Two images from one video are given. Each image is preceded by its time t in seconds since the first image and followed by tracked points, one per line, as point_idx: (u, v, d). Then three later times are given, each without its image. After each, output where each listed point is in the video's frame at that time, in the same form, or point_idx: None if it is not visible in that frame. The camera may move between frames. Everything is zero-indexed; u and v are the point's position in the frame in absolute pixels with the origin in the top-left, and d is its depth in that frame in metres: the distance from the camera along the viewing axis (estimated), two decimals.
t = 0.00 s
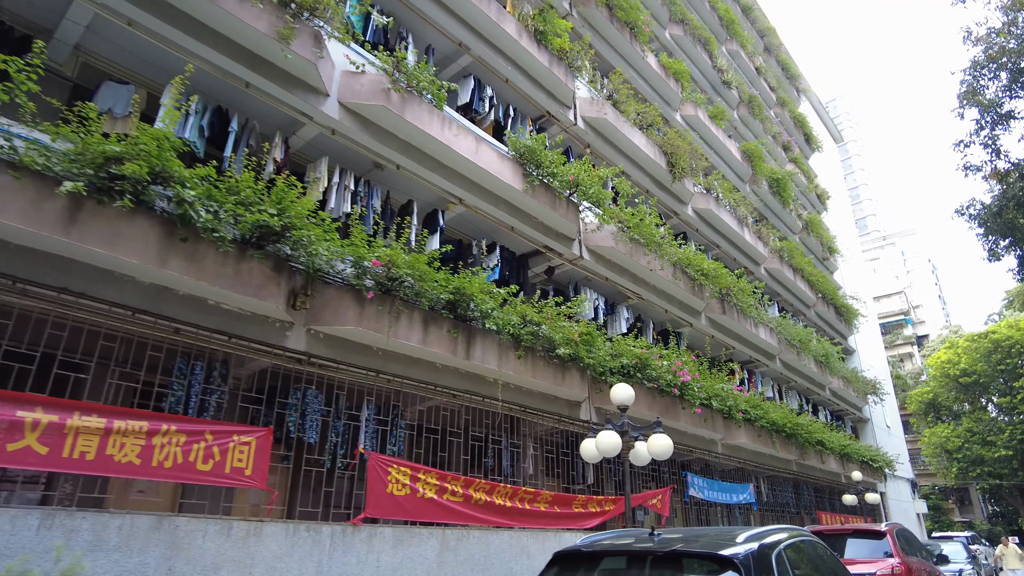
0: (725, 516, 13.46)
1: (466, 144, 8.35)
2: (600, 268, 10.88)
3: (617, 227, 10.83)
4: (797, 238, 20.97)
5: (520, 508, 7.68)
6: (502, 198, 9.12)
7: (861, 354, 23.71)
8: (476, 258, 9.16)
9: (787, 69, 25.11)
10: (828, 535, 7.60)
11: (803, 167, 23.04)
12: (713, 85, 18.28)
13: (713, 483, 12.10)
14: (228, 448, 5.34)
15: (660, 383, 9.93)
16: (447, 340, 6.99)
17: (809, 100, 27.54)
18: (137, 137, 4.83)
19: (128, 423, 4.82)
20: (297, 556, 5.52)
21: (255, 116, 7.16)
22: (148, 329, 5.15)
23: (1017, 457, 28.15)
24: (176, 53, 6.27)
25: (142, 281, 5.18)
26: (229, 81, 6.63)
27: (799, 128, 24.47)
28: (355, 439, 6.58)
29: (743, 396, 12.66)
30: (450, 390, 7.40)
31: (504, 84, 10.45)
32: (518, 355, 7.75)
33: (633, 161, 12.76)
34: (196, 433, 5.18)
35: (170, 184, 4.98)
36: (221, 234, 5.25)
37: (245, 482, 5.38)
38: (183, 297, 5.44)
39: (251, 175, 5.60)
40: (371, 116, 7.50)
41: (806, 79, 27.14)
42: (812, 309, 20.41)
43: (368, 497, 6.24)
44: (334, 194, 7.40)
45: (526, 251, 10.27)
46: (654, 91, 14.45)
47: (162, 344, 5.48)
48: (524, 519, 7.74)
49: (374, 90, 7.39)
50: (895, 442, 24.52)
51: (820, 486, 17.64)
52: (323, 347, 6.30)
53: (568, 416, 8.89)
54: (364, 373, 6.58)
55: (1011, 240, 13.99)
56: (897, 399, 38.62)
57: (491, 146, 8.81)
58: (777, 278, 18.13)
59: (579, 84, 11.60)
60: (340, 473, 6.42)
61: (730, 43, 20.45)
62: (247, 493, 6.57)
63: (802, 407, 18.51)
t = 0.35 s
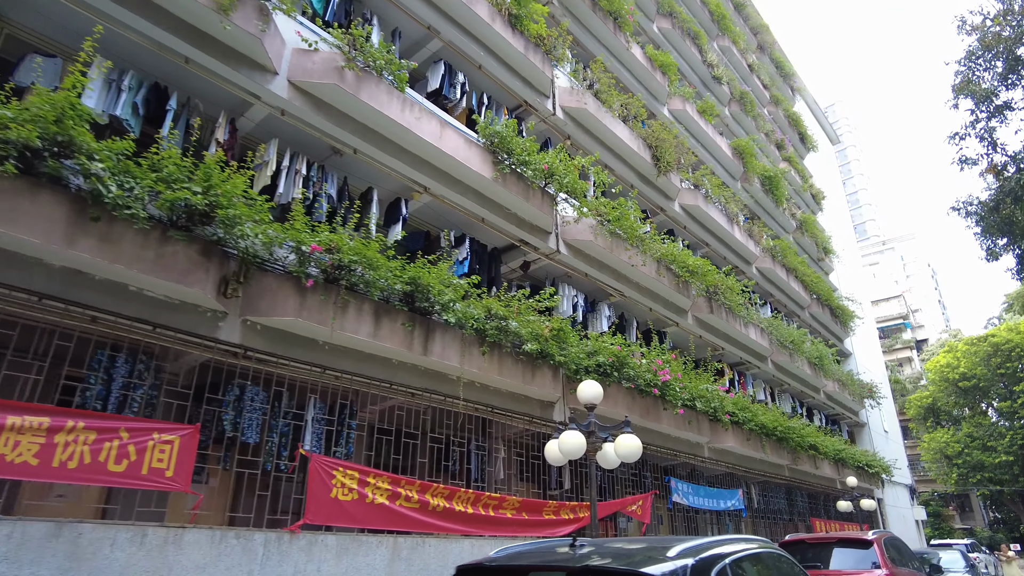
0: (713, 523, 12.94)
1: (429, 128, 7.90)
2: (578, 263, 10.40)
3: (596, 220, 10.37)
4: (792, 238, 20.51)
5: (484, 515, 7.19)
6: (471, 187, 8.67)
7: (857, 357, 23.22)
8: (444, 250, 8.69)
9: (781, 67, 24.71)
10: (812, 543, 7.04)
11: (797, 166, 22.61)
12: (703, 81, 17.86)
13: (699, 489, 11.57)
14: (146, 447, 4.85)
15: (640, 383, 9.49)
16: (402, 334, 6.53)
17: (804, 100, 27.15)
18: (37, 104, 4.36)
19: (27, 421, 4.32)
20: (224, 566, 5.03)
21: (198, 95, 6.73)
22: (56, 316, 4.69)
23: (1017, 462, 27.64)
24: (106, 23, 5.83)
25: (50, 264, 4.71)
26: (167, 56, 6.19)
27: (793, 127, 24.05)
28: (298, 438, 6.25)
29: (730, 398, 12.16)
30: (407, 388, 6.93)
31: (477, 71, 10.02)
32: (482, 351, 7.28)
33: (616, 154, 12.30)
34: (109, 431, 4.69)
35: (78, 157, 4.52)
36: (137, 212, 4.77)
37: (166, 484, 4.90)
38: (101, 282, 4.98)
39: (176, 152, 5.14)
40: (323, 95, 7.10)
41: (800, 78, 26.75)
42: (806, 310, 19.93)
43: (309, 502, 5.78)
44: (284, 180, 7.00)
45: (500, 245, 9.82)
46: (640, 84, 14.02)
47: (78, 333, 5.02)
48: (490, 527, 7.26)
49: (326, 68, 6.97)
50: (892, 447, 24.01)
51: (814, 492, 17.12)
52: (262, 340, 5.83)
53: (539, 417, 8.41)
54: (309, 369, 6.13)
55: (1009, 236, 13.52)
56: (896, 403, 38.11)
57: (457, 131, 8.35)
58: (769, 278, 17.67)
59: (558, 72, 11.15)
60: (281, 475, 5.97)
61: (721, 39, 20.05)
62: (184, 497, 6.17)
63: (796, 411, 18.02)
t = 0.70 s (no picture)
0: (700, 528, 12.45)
1: (387, 108, 7.51)
2: (555, 255, 9.96)
3: (573, 210, 9.94)
4: (785, 235, 20.08)
5: (443, 519, 6.72)
6: (437, 173, 8.24)
7: (853, 357, 22.75)
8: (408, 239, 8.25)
9: (775, 64, 24.34)
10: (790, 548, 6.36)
11: (791, 162, 22.21)
12: (692, 74, 17.47)
13: (683, 492, 11.08)
14: (48, 443, 4.37)
15: (617, 380, 9.05)
16: (349, 325, 6.11)
17: (799, 97, 26.76)
18: None
19: None
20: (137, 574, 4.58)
21: (134, 70, 6.33)
22: None
23: (1018, 465, 27.14)
24: None
25: None
26: (95, 25, 5.78)
27: (787, 124, 23.65)
28: (237, 436, 5.82)
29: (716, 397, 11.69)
30: (358, 383, 6.50)
31: (447, 54, 9.61)
32: (441, 344, 6.83)
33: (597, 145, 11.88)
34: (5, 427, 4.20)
35: None
36: (37, 184, 4.34)
37: (72, 483, 4.44)
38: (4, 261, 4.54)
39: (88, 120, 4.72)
40: (269, 72, 6.73)
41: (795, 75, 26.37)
42: (800, 309, 19.48)
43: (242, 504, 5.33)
44: (228, 161, 6.61)
45: (471, 236, 9.39)
46: (625, 74, 13.63)
47: None
48: (450, 532, 6.81)
49: (272, 42, 6.57)
50: (890, 450, 23.52)
51: (808, 496, 16.63)
52: (191, 327, 5.42)
53: (507, 414, 7.95)
54: (246, 359, 5.72)
55: (1006, 229, 13.06)
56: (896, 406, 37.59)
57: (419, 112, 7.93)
58: (761, 275, 17.22)
59: (534, 58, 10.75)
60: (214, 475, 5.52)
61: (712, 33, 19.68)
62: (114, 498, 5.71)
63: (789, 412, 17.55)
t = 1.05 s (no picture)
0: (686, 531, 11.97)
1: (343, 80, 7.11)
2: (531, 243, 9.48)
3: (551, 195, 9.47)
4: (780, 231, 19.60)
5: (398, 519, 6.25)
6: (399, 152, 7.81)
7: (850, 357, 22.26)
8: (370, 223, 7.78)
9: (770, 58, 23.90)
10: (769, 552, 5.81)
11: (786, 157, 21.75)
12: (684, 64, 17.02)
13: (668, 492, 10.57)
14: None
15: (593, 373, 8.60)
16: (289, 307, 5.68)
17: (795, 92, 26.32)
18: None
19: None
20: None
21: (63, 33, 5.89)
22: None
23: (1019, 468, 26.64)
24: None
25: None
26: None
27: (783, 119, 23.20)
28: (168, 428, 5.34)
29: (703, 393, 11.21)
30: (305, 371, 6.04)
31: (418, 32, 9.15)
32: (396, 330, 6.35)
33: (580, 130, 11.41)
34: None
35: None
36: None
37: None
38: None
39: None
40: (213, 39, 6.31)
41: (791, 69, 25.94)
42: (795, 306, 18.99)
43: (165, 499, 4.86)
44: (167, 133, 6.14)
45: (442, 221, 8.92)
46: (611, 60, 13.19)
47: None
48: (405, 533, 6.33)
49: (215, 5, 6.15)
50: (887, 451, 23.03)
51: (802, 498, 16.13)
52: (112, 306, 4.97)
53: (473, 408, 7.49)
54: (175, 343, 5.27)
55: (1007, 220, 12.60)
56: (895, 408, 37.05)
57: (381, 88, 7.51)
58: (754, 270, 16.75)
59: (511, 39, 10.30)
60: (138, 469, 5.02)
61: (705, 24, 19.25)
62: (31, 495, 5.10)
63: (783, 411, 17.06)
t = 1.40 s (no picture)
0: (672, 528, 11.60)
1: (292, 44, 6.67)
2: (504, 224, 9.00)
3: (524, 174, 8.99)
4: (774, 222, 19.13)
5: (344, 513, 5.80)
6: (356, 123, 7.39)
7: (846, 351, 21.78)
8: (327, 201, 7.41)
9: (765, 47, 23.41)
10: (740, 550, 5.28)
11: (781, 147, 21.28)
12: (673, 49, 16.55)
13: (650, 487, 10.09)
14: None
15: (565, 360, 8.15)
16: (220, 282, 5.25)
17: (792, 82, 25.84)
18: None
19: None
20: None
21: None
22: None
23: (1018, 466, 26.17)
24: None
25: None
26: None
27: (778, 109, 22.72)
28: (83, 413, 4.88)
29: (687, 384, 10.74)
30: (242, 353, 5.60)
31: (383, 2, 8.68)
32: (343, 310, 5.91)
33: (560, 110, 10.94)
34: None
35: None
36: None
37: None
38: None
39: None
40: None
41: (787, 59, 25.47)
42: (789, 299, 18.51)
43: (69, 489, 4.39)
44: (96, 97, 5.66)
45: (407, 199, 8.51)
46: (595, 41, 12.72)
47: None
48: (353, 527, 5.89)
49: None
50: (884, 448, 22.56)
51: (794, 494, 15.66)
52: (13, 277, 4.50)
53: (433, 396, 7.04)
54: (90, 319, 4.82)
55: (1005, 206, 12.12)
56: (894, 405, 36.56)
57: (335, 54, 7.07)
58: (746, 261, 16.28)
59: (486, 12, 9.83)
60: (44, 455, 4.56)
61: (697, 9, 18.77)
62: None
63: (775, 406, 16.59)
